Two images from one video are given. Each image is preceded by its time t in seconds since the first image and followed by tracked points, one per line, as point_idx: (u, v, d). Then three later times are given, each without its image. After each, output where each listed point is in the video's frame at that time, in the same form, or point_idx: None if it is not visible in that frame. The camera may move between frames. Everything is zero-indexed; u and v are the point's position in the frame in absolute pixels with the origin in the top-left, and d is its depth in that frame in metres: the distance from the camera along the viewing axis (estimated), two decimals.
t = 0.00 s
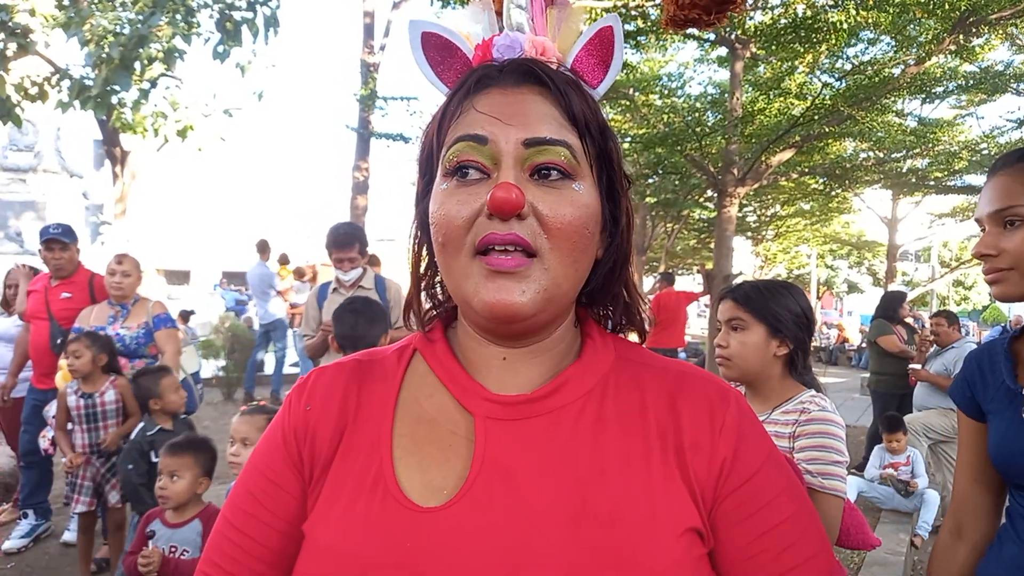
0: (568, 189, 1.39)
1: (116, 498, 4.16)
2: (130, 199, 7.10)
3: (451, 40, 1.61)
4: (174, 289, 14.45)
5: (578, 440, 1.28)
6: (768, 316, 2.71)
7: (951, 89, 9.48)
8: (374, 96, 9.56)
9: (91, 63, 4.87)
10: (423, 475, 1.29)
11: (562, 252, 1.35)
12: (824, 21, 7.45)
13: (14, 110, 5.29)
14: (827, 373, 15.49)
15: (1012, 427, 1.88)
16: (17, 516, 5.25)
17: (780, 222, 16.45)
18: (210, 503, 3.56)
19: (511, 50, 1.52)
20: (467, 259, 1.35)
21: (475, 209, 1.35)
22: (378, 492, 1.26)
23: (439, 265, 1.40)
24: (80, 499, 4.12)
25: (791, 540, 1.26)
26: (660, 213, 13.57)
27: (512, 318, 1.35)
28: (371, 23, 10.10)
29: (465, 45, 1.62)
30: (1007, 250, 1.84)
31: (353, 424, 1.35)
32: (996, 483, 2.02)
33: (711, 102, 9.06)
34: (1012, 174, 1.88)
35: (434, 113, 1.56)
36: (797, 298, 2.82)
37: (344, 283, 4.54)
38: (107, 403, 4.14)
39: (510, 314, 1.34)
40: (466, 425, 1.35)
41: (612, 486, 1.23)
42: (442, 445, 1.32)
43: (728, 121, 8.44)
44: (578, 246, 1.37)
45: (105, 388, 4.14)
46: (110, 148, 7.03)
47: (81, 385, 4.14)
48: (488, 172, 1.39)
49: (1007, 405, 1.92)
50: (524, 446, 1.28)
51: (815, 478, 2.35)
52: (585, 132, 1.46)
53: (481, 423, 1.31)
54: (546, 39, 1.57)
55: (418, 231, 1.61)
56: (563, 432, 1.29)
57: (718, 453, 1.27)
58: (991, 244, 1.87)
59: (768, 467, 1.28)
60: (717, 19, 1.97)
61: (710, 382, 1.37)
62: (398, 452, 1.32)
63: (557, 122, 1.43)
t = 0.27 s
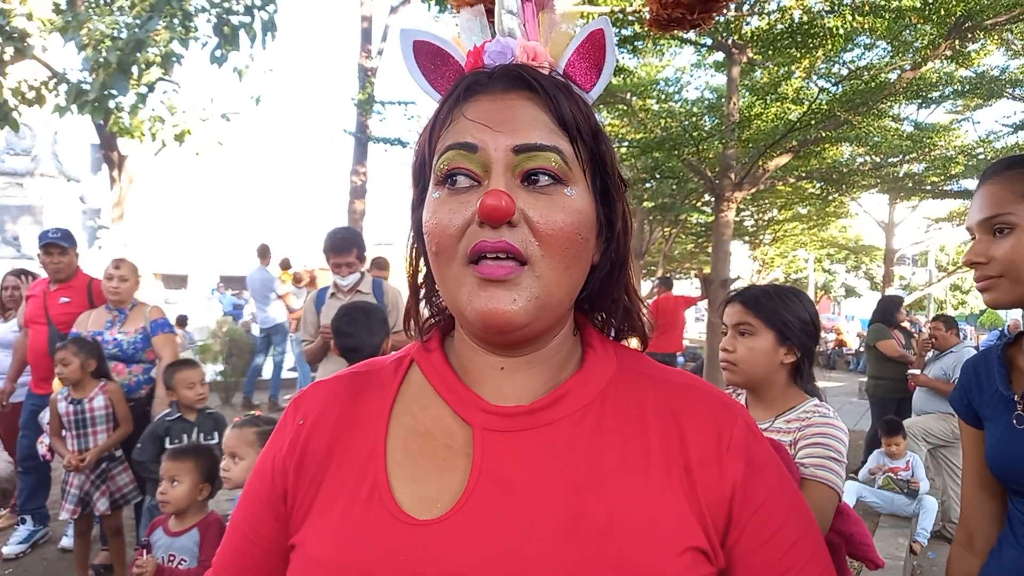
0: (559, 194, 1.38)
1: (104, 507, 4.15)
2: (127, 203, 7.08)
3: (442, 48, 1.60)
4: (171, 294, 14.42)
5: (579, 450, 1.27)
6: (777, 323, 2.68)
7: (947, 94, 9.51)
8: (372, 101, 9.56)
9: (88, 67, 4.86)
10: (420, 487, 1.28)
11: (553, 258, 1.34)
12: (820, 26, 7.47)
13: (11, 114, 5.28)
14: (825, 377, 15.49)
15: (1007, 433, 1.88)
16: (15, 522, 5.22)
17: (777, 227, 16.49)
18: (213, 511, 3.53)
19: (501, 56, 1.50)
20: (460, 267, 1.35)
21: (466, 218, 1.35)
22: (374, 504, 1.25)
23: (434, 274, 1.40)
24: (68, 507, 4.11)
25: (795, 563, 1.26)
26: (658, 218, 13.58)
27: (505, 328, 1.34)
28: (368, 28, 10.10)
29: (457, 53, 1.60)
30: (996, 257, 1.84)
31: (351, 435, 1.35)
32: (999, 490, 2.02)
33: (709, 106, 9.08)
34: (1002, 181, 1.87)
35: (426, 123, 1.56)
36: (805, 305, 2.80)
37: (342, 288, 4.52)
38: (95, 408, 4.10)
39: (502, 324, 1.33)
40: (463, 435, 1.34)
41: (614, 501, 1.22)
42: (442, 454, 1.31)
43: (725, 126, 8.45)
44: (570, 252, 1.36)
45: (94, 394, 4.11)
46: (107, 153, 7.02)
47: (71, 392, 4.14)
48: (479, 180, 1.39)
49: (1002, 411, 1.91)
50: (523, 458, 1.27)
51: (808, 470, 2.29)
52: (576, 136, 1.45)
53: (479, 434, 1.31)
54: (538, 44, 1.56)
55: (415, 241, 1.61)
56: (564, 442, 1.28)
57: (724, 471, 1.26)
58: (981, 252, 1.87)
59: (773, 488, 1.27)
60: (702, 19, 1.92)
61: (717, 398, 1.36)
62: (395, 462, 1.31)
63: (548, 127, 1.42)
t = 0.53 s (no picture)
0: (560, 201, 1.38)
1: (94, 510, 4.17)
2: (129, 206, 7.10)
3: (449, 46, 1.61)
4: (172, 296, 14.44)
5: (577, 455, 1.28)
6: (800, 333, 2.67)
7: (948, 97, 9.53)
8: (373, 103, 9.58)
9: (90, 70, 4.88)
10: (419, 491, 1.29)
11: (552, 264, 1.34)
12: (821, 30, 7.48)
13: (14, 117, 5.30)
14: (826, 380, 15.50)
15: (1006, 437, 1.88)
16: (17, 523, 5.24)
17: (779, 229, 16.48)
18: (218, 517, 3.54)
19: (509, 58, 1.52)
20: (457, 267, 1.36)
21: (466, 221, 1.36)
22: (373, 509, 1.26)
23: (432, 275, 1.41)
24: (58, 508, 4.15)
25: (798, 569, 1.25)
26: (659, 220, 13.59)
27: (503, 330, 1.35)
28: (370, 31, 10.12)
29: (464, 52, 1.61)
30: (990, 262, 1.85)
31: (352, 440, 1.37)
32: (999, 495, 2.02)
33: (710, 109, 9.10)
34: (996, 187, 1.89)
35: (431, 123, 1.56)
36: (825, 312, 2.79)
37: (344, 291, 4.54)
38: (88, 412, 4.11)
39: (500, 325, 1.33)
40: (460, 439, 1.35)
41: (612, 505, 1.22)
42: (440, 459, 1.32)
43: (726, 128, 8.46)
44: (570, 259, 1.36)
45: (88, 396, 4.13)
46: (109, 156, 7.04)
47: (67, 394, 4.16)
48: (480, 184, 1.40)
49: (1001, 415, 1.92)
50: (522, 463, 1.27)
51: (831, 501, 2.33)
52: (581, 143, 1.46)
53: (476, 438, 1.31)
54: (546, 48, 1.58)
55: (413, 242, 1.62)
56: (562, 447, 1.29)
57: (724, 476, 1.26)
58: (977, 257, 1.88)
59: (774, 495, 1.27)
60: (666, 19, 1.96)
61: (719, 404, 1.36)
62: (394, 467, 1.32)
63: (550, 132, 1.42)
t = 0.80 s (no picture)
0: (588, 202, 1.40)
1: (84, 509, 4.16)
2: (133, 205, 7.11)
3: (454, 47, 1.61)
4: (175, 295, 14.47)
5: (583, 453, 1.29)
6: (824, 341, 2.60)
7: (952, 97, 9.52)
8: (377, 103, 9.60)
9: (95, 70, 4.89)
10: (427, 490, 1.29)
11: (584, 264, 1.36)
12: (826, 29, 7.47)
13: (19, 117, 5.31)
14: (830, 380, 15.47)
15: (1010, 436, 1.88)
16: (22, 521, 5.25)
17: (782, 229, 16.47)
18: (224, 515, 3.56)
19: (519, 60, 1.53)
20: (489, 270, 1.35)
21: (499, 223, 1.35)
22: (382, 507, 1.26)
23: (456, 276, 1.39)
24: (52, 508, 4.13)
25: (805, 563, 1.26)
26: (662, 220, 13.58)
27: (536, 329, 1.36)
28: (373, 31, 10.13)
29: (470, 54, 1.61)
30: (995, 261, 1.84)
31: (358, 439, 1.37)
32: (1002, 495, 2.02)
33: (713, 108, 9.10)
34: (1002, 185, 1.88)
35: (441, 122, 1.54)
36: (849, 316, 2.72)
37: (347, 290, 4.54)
38: (87, 411, 4.13)
39: (535, 324, 1.35)
40: (471, 438, 1.35)
41: (620, 502, 1.23)
42: (448, 458, 1.33)
43: (730, 128, 8.45)
44: (598, 258, 1.38)
45: (88, 395, 4.14)
46: (114, 155, 7.05)
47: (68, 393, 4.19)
48: (511, 186, 1.38)
49: (1005, 415, 1.92)
50: (531, 461, 1.28)
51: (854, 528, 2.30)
52: (601, 146, 1.48)
53: (487, 436, 1.32)
54: (553, 50, 1.61)
55: (421, 243, 1.60)
56: (569, 446, 1.29)
57: (730, 473, 1.26)
58: (981, 256, 1.88)
59: (779, 490, 1.27)
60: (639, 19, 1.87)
61: (724, 400, 1.37)
62: (401, 466, 1.33)
63: (574, 134, 1.43)
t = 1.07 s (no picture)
0: (599, 210, 1.41)
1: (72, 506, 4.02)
2: (130, 201, 7.10)
3: (462, 36, 1.60)
4: (172, 292, 14.45)
5: (584, 452, 1.28)
6: (832, 343, 2.60)
7: (951, 98, 9.52)
8: (375, 101, 9.59)
9: (93, 66, 4.88)
10: (427, 488, 1.28)
11: (595, 274, 1.37)
12: (824, 29, 7.45)
13: (16, 113, 5.29)
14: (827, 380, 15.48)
15: (1009, 439, 1.88)
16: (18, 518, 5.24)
17: (780, 229, 16.47)
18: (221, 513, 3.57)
19: (529, 56, 1.52)
20: (501, 279, 1.35)
21: (513, 230, 1.35)
22: (384, 506, 1.25)
23: (464, 281, 1.38)
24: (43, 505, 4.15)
25: (805, 556, 1.27)
26: (660, 220, 13.57)
27: (547, 340, 1.36)
28: (372, 28, 10.11)
29: (478, 45, 1.61)
30: (997, 261, 1.84)
31: (354, 437, 1.36)
32: (1000, 497, 2.02)
33: (712, 108, 9.10)
34: (1004, 185, 1.88)
35: (446, 113, 1.52)
36: (859, 318, 2.72)
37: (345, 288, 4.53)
38: (83, 411, 4.12)
39: (546, 336, 1.35)
40: (471, 437, 1.34)
41: (622, 500, 1.22)
42: (447, 457, 1.32)
43: (728, 127, 8.45)
44: (608, 266, 1.39)
45: (85, 396, 4.13)
46: (111, 151, 7.03)
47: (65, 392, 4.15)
48: (525, 192, 1.38)
49: (1005, 417, 1.92)
50: (533, 459, 1.27)
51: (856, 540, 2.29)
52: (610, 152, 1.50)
53: (487, 435, 1.31)
54: (563, 46, 1.60)
55: (417, 230, 1.59)
56: (569, 444, 1.29)
57: (731, 470, 1.26)
58: (982, 256, 1.88)
59: (778, 484, 1.28)
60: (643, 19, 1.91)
61: (721, 395, 1.37)
62: (400, 465, 1.32)
63: (588, 139, 1.43)
